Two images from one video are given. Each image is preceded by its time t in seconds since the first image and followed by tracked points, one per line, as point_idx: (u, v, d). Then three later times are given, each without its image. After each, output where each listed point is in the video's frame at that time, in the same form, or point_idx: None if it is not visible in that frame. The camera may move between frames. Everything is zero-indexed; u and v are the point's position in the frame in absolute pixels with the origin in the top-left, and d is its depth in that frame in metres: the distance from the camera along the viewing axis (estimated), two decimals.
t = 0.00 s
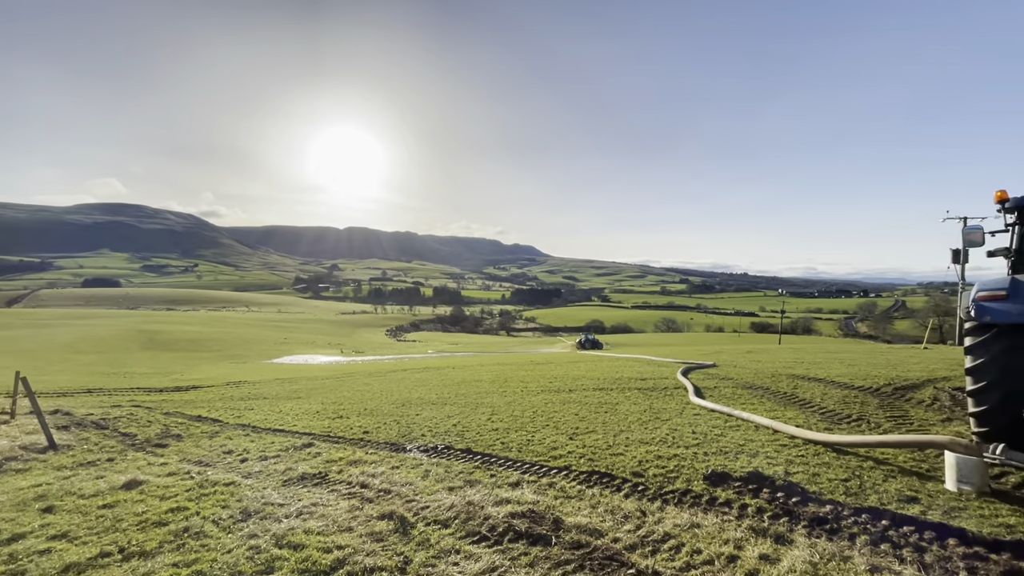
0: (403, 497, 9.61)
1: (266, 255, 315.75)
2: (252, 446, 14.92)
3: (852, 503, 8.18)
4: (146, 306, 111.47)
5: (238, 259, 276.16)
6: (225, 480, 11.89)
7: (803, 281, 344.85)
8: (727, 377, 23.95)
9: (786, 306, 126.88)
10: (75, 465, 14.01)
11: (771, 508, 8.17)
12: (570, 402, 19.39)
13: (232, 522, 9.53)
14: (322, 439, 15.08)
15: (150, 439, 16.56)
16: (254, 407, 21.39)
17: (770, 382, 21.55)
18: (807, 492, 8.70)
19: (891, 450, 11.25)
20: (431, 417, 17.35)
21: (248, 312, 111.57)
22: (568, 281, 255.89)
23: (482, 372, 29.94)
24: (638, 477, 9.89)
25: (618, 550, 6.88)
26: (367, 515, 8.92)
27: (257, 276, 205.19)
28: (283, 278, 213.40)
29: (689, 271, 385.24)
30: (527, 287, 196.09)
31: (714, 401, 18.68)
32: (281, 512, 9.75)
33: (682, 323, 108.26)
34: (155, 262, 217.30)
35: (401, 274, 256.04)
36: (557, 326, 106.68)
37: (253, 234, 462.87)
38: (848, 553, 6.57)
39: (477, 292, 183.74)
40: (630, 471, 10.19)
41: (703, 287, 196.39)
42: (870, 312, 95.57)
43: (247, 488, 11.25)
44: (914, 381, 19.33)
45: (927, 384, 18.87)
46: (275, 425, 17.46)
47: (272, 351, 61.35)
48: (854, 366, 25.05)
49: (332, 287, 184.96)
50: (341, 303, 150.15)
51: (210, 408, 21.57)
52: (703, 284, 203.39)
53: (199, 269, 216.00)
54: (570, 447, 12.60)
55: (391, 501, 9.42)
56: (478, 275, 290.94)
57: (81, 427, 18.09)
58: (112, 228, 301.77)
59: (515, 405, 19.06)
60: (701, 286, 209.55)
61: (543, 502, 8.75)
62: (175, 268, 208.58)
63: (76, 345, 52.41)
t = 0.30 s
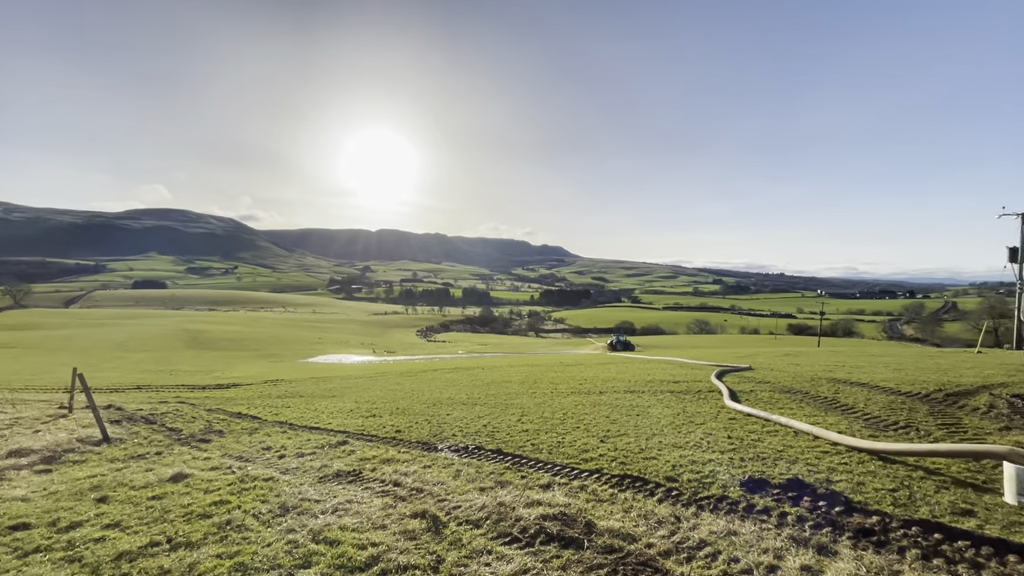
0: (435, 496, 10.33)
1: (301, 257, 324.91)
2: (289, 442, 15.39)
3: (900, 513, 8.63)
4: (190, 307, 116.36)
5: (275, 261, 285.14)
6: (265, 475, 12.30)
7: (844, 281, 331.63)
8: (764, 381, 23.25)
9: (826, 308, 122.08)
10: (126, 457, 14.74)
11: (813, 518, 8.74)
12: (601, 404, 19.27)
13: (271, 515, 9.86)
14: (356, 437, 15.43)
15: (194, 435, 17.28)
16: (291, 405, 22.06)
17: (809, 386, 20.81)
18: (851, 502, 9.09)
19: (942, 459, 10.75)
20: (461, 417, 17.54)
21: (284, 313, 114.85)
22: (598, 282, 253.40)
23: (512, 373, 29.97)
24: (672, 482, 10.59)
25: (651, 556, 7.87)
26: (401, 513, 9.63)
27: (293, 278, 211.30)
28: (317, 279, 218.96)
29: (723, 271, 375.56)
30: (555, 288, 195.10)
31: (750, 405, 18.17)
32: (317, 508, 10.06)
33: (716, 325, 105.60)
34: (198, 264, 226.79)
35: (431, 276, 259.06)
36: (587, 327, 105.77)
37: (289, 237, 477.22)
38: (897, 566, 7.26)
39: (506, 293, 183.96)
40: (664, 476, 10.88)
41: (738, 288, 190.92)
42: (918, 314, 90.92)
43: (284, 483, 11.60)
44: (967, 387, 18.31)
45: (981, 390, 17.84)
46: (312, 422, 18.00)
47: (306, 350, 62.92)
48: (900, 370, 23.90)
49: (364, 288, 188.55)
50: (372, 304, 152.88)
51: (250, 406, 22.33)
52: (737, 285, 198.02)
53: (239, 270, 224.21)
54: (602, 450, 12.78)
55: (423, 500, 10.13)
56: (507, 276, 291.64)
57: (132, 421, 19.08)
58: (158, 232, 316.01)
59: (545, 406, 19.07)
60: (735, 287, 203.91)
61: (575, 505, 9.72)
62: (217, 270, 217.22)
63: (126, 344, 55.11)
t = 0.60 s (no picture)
0: (465, 497, 10.46)
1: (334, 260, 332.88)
2: (324, 440, 15.81)
3: (950, 525, 8.53)
4: (229, 308, 120.97)
5: (309, 264, 293.16)
6: (300, 473, 12.63)
7: (887, 282, 317.95)
8: (802, 385, 22.44)
9: (868, 309, 117.20)
10: (172, 452, 15.42)
11: (856, 528, 8.68)
12: (631, 407, 19.04)
13: (307, 512, 10.12)
14: (387, 436, 15.71)
15: (234, 431, 17.93)
16: (324, 404, 22.61)
17: (851, 391, 19.98)
18: (898, 512, 8.99)
19: (998, 470, 10.29)
20: (490, 418, 17.63)
21: (318, 313, 117.86)
22: (627, 283, 250.43)
23: (540, 375, 29.90)
24: (705, 487, 10.63)
25: (684, 562, 7.86)
26: (432, 512, 9.80)
27: (326, 280, 216.68)
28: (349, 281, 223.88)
29: (757, 272, 365.12)
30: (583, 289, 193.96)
31: (787, 410, 17.58)
32: (350, 505, 10.31)
33: (750, 327, 102.80)
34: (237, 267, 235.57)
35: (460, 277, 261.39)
36: (616, 328, 104.68)
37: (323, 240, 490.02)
38: None
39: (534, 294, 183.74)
40: (697, 481, 10.97)
41: (773, 288, 185.39)
42: (969, 316, 86.31)
43: (318, 481, 11.88)
44: None
45: None
46: (345, 421, 18.42)
47: (339, 350, 64.38)
48: (950, 375, 22.69)
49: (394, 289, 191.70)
50: (402, 305, 155.25)
51: (286, 404, 23.00)
52: (772, 286, 192.33)
53: (275, 273, 231.53)
54: (634, 454, 12.85)
55: (454, 500, 10.28)
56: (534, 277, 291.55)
57: (176, 417, 19.93)
58: (200, 236, 329.51)
59: (574, 408, 18.99)
60: (770, 287, 198.18)
61: (605, 508, 9.72)
62: (255, 272, 225.13)
63: (171, 343, 57.70)
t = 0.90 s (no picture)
0: (494, 498, 10.60)
1: (363, 262, 339.55)
2: (356, 439, 16.15)
3: (1003, 539, 8.35)
4: (265, 310, 124.89)
5: (340, 266, 299.73)
6: (333, 471, 12.95)
7: (931, 282, 303.79)
8: (841, 389, 21.66)
9: (912, 310, 112.22)
10: (212, 448, 16.04)
11: (901, 540, 8.54)
12: (661, 410, 18.73)
13: (341, 509, 10.39)
14: (417, 436, 15.92)
15: (271, 429, 18.53)
16: (355, 403, 23.10)
17: (893, 395, 19.21)
18: (946, 524, 8.82)
19: None
20: (518, 419, 17.66)
21: (349, 315, 120.40)
22: (655, 284, 246.81)
23: (568, 376, 29.78)
24: (739, 494, 10.63)
25: (717, 568, 7.87)
26: (462, 513, 9.94)
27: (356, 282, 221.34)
28: (378, 283, 227.90)
29: (792, 272, 353.83)
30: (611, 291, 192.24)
31: (825, 415, 17.03)
32: (382, 504, 10.56)
33: (784, 329, 99.83)
34: (272, 270, 242.84)
35: (486, 279, 262.67)
36: (644, 330, 103.37)
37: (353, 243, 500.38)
38: None
39: (560, 295, 182.94)
40: (730, 487, 10.96)
41: (809, 289, 179.57)
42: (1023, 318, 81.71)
43: (351, 479, 12.17)
44: None
45: None
46: (376, 420, 18.79)
47: (369, 351, 65.60)
48: (1003, 380, 21.51)
49: (422, 291, 194.19)
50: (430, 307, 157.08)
51: (319, 403, 23.60)
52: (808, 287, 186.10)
53: (308, 275, 237.71)
54: (665, 458, 12.89)
55: (483, 501, 10.43)
56: (561, 278, 290.55)
57: (215, 415, 20.67)
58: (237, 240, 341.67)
59: (603, 410, 18.81)
60: (806, 288, 192.00)
61: (635, 513, 9.77)
62: (289, 274, 231.71)
63: (210, 344, 59.91)
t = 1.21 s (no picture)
0: (522, 499, 10.64)
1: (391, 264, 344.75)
2: (386, 438, 16.45)
3: None
4: (296, 311, 128.45)
5: (368, 268, 305.14)
6: (364, 469, 13.21)
7: (978, 282, 289.57)
8: (881, 393, 20.86)
9: (957, 311, 107.21)
10: (248, 446, 16.57)
11: (949, 552, 8.26)
12: (691, 413, 18.42)
13: (371, 507, 10.58)
14: (446, 436, 16.10)
15: (304, 428, 19.03)
16: (384, 403, 23.49)
17: (938, 400, 18.40)
18: (995, 536, 8.52)
19: None
20: (546, 421, 17.63)
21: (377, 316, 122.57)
22: (683, 285, 242.62)
23: (595, 378, 29.55)
24: (774, 499, 10.45)
25: None
26: (491, 513, 10.02)
27: (384, 283, 224.86)
28: (405, 284, 230.98)
29: (827, 272, 342.41)
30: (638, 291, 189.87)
31: (864, 420, 16.42)
32: (412, 503, 10.73)
33: (819, 331, 96.72)
34: (303, 272, 249.14)
35: (512, 280, 263.23)
36: (672, 331, 101.81)
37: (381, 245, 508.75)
38: None
39: (586, 296, 181.86)
40: (765, 492, 10.77)
41: (845, 289, 173.54)
42: None
43: (382, 477, 12.39)
44: None
45: None
46: (404, 420, 19.08)
47: (397, 351, 66.59)
48: None
49: (448, 292, 195.87)
50: (456, 308, 158.23)
51: (349, 403, 24.09)
52: (845, 286, 179.78)
53: (337, 277, 242.93)
54: (696, 462, 12.70)
55: (512, 502, 10.48)
56: (587, 279, 288.73)
57: (251, 413, 21.34)
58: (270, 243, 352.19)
59: (631, 413, 18.62)
60: (842, 288, 185.53)
61: (666, 517, 9.71)
62: (320, 277, 237.35)
63: (246, 344, 61.89)
